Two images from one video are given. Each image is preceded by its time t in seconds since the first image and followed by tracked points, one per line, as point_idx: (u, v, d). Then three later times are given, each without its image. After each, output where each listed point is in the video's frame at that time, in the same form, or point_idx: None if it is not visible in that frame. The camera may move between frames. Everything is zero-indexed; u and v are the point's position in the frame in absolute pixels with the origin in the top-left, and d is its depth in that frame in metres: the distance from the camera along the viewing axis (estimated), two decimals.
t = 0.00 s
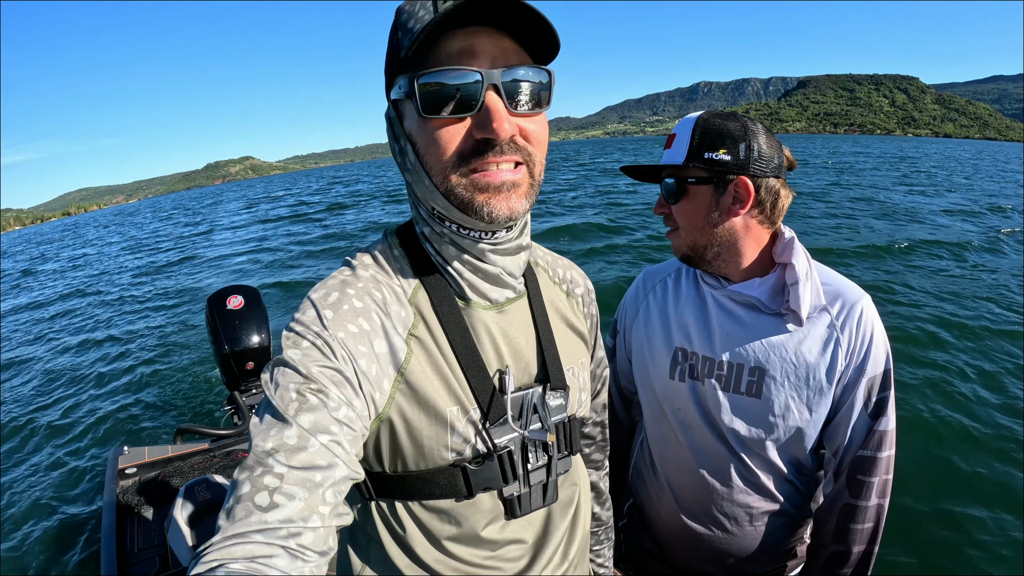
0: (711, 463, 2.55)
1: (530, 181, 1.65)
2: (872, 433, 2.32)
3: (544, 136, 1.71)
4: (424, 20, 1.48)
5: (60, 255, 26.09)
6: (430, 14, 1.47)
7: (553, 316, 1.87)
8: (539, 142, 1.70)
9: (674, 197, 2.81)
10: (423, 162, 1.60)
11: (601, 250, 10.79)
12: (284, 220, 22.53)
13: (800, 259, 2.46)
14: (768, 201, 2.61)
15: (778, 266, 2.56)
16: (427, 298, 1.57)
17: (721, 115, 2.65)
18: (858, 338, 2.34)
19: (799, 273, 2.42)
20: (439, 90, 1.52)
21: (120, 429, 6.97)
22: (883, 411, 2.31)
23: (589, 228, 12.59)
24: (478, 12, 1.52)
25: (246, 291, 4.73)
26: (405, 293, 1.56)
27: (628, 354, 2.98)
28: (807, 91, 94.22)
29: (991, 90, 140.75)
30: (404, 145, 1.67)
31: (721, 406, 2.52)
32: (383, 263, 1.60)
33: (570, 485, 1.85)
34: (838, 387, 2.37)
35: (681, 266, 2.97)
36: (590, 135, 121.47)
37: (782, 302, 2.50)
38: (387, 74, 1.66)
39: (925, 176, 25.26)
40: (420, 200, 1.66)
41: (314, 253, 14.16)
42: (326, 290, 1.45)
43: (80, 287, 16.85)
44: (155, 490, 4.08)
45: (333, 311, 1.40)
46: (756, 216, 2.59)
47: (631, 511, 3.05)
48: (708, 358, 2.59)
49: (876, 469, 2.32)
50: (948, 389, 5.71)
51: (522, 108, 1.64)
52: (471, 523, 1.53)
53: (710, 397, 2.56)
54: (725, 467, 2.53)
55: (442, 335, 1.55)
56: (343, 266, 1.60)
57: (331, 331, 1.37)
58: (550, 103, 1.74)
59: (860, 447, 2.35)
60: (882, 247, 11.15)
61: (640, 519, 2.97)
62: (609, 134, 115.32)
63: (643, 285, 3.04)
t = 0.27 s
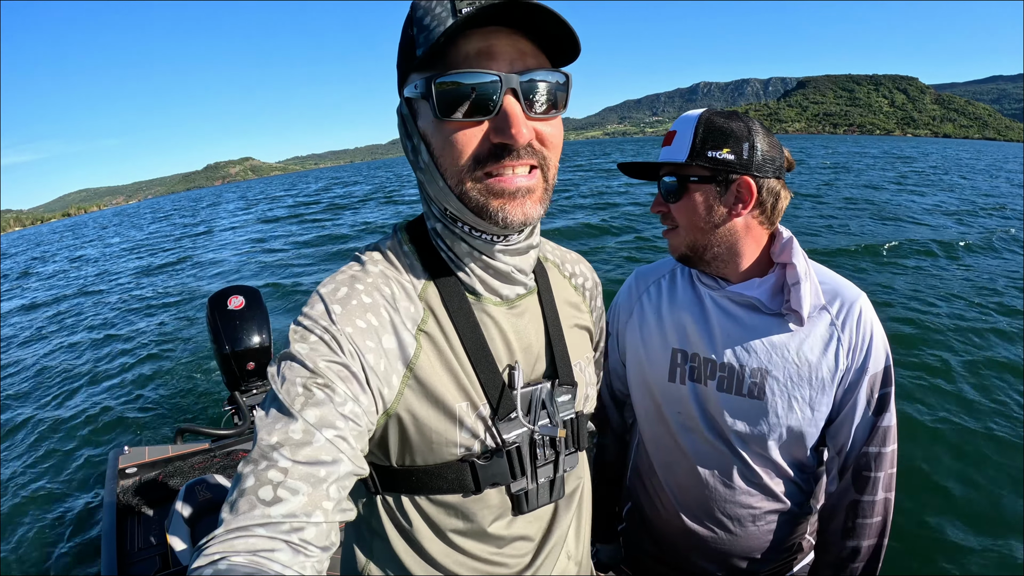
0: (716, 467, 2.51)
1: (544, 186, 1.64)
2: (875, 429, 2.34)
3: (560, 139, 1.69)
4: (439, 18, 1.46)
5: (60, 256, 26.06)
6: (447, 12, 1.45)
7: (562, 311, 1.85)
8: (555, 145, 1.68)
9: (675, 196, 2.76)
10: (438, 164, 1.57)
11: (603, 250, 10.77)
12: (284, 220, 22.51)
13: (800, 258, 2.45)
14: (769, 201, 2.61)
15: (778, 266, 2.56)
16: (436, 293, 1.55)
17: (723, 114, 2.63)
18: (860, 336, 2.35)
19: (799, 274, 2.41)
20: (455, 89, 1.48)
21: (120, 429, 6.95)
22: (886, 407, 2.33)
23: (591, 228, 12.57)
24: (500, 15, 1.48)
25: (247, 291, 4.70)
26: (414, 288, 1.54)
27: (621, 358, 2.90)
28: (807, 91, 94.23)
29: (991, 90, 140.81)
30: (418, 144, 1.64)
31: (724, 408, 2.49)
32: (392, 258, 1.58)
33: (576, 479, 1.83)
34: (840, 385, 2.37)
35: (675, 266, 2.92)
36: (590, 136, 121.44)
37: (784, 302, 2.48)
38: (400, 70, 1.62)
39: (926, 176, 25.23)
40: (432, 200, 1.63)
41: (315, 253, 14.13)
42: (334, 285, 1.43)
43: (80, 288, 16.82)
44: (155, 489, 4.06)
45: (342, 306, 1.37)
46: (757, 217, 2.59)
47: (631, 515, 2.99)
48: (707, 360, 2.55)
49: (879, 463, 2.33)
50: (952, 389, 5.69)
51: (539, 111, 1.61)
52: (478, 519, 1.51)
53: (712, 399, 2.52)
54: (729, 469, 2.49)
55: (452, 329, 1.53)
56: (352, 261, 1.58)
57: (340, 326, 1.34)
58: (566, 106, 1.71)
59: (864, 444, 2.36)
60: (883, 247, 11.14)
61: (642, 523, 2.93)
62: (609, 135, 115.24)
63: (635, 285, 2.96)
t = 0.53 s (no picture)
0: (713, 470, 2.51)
1: (541, 192, 1.65)
2: (872, 430, 2.35)
3: (558, 144, 1.70)
4: (439, 19, 1.46)
5: (59, 256, 26.03)
6: (447, 13, 1.45)
7: (559, 310, 1.85)
8: (552, 150, 1.69)
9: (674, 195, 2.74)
10: (436, 167, 1.57)
11: (603, 251, 10.77)
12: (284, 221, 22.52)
13: (799, 259, 2.47)
14: (768, 201, 2.63)
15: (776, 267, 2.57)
16: (432, 293, 1.55)
17: (722, 113, 2.63)
18: (859, 337, 2.36)
19: (798, 275, 2.42)
20: (455, 91, 1.48)
21: (120, 430, 6.94)
22: (885, 408, 2.33)
23: (590, 230, 12.57)
24: (499, 19, 1.48)
25: (246, 291, 4.70)
26: (410, 287, 1.54)
27: (615, 361, 2.89)
28: (807, 92, 94.31)
29: (991, 91, 140.86)
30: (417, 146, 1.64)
31: (721, 411, 2.48)
32: (389, 258, 1.58)
33: (574, 478, 1.83)
34: (840, 386, 2.38)
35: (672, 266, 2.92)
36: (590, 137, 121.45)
37: (783, 303, 2.49)
38: (399, 70, 1.62)
39: (925, 177, 25.27)
40: (430, 202, 1.63)
41: (314, 254, 14.14)
42: (330, 284, 1.43)
43: (79, 289, 16.81)
44: (154, 490, 4.06)
45: (337, 304, 1.37)
46: (756, 217, 2.60)
47: (627, 519, 2.99)
48: (705, 362, 2.55)
49: (876, 465, 2.35)
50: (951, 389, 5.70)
51: (538, 115, 1.61)
52: (476, 517, 1.51)
53: (709, 402, 2.52)
54: (727, 472, 2.49)
55: (448, 329, 1.53)
56: (348, 260, 1.58)
57: (335, 324, 1.35)
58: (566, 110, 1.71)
59: (863, 446, 2.36)
60: (882, 248, 11.15)
61: (638, 527, 2.92)
62: (609, 136, 115.22)
63: (632, 285, 2.96)
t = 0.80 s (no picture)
0: (717, 470, 2.52)
1: (541, 197, 1.65)
2: (874, 429, 2.37)
3: (561, 151, 1.71)
4: (450, 22, 1.48)
5: (60, 257, 26.04)
6: (458, 16, 1.47)
7: (558, 313, 1.87)
8: (554, 156, 1.69)
9: (681, 192, 2.73)
10: (437, 167, 1.58)
11: (603, 252, 10.78)
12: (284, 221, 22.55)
13: (804, 259, 2.48)
14: (773, 200, 2.65)
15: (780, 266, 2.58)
16: (433, 294, 1.56)
17: (729, 112, 2.65)
18: (862, 338, 2.38)
19: (803, 274, 2.44)
20: (461, 94, 1.50)
21: (120, 430, 6.95)
22: (886, 408, 2.36)
23: (590, 230, 12.59)
24: (507, 24, 1.49)
25: (248, 290, 4.72)
26: (410, 289, 1.55)
27: (618, 362, 2.91)
28: (807, 93, 94.34)
29: (991, 92, 140.87)
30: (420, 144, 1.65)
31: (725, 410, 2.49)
32: (389, 258, 1.59)
33: (573, 482, 1.84)
34: (844, 385, 2.39)
35: (675, 269, 2.94)
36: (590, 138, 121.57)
37: (787, 303, 2.51)
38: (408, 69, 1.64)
39: (924, 178, 25.29)
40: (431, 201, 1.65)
41: (315, 254, 14.15)
42: (332, 284, 1.44)
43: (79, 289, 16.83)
44: (155, 490, 4.07)
45: (339, 304, 1.39)
46: (762, 216, 2.61)
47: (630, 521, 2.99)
48: (709, 362, 2.56)
49: (878, 464, 2.36)
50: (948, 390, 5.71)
51: (542, 120, 1.63)
52: (474, 519, 1.52)
53: (713, 402, 2.53)
54: (730, 472, 2.50)
55: (447, 330, 1.54)
56: (350, 260, 1.59)
57: (337, 323, 1.36)
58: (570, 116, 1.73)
59: (865, 445, 2.39)
60: (881, 249, 11.17)
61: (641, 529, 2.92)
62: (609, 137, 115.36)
63: (634, 287, 2.97)
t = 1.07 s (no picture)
0: (725, 477, 2.52)
1: (539, 212, 1.66)
2: (879, 432, 2.41)
3: (561, 166, 1.71)
4: (452, 32, 1.48)
5: (62, 257, 26.09)
6: (460, 26, 1.48)
7: (558, 322, 1.87)
8: (554, 169, 1.70)
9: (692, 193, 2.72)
10: (436, 179, 1.59)
11: (604, 253, 10.78)
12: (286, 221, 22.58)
13: (809, 261, 2.52)
14: (781, 204, 2.68)
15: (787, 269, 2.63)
16: (432, 304, 1.57)
17: (740, 116, 2.67)
18: (869, 341, 2.43)
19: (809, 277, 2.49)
20: (462, 106, 1.50)
21: (122, 430, 6.98)
22: (892, 411, 2.40)
23: (591, 231, 12.59)
24: (510, 38, 1.51)
25: (249, 291, 4.73)
26: (410, 298, 1.56)
27: (623, 370, 2.92)
28: (808, 93, 94.28)
29: (992, 93, 140.76)
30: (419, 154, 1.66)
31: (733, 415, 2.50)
32: (388, 268, 1.60)
33: (574, 489, 1.84)
34: (850, 388, 2.43)
35: (676, 274, 2.95)
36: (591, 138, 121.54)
37: (794, 307, 2.53)
38: (409, 79, 1.64)
39: (926, 178, 25.24)
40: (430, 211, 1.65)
41: (316, 255, 14.16)
42: (331, 295, 1.45)
43: (80, 290, 16.87)
44: (157, 491, 4.08)
45: (338, 315, 1.40)
46: (769, 218, 2.63)
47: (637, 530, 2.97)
48: (717, 366, 2.57)
49: (884, 467, 2.38)
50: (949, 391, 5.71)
51: (542, 136, 1.64)
52: (474, 528, 1.52)
53: (721, 407, 2.53)
54: (738, 479, 2.50)
55: (448, 340, 1.55)
56: (349, 270, 1.60)
57: (336, 334, 1.37)
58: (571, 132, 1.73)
59: (871, 448, 2.42)
60: (882, 249, 11.16)
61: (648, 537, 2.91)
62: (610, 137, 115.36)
63: (638, 293, 2.98)
